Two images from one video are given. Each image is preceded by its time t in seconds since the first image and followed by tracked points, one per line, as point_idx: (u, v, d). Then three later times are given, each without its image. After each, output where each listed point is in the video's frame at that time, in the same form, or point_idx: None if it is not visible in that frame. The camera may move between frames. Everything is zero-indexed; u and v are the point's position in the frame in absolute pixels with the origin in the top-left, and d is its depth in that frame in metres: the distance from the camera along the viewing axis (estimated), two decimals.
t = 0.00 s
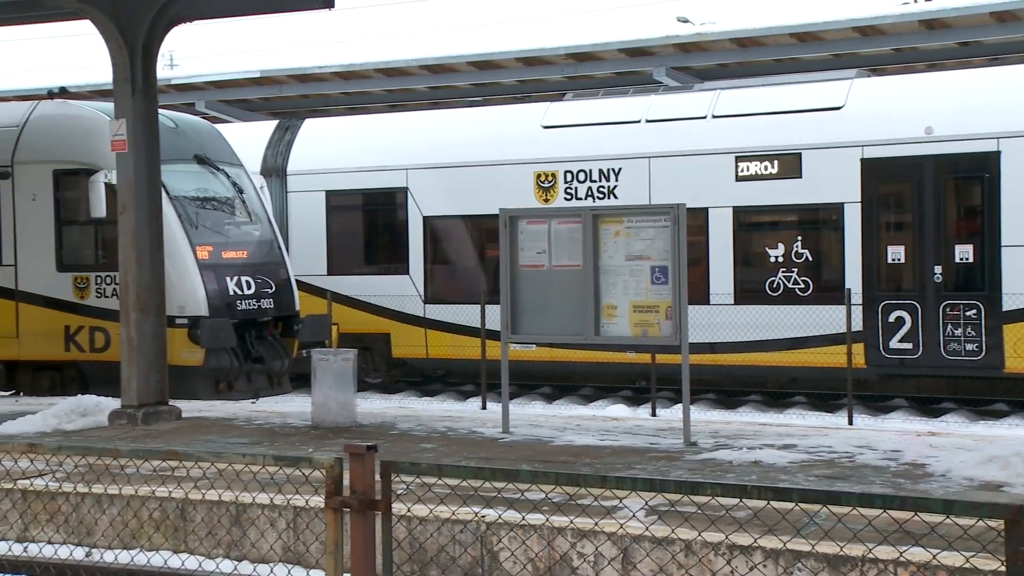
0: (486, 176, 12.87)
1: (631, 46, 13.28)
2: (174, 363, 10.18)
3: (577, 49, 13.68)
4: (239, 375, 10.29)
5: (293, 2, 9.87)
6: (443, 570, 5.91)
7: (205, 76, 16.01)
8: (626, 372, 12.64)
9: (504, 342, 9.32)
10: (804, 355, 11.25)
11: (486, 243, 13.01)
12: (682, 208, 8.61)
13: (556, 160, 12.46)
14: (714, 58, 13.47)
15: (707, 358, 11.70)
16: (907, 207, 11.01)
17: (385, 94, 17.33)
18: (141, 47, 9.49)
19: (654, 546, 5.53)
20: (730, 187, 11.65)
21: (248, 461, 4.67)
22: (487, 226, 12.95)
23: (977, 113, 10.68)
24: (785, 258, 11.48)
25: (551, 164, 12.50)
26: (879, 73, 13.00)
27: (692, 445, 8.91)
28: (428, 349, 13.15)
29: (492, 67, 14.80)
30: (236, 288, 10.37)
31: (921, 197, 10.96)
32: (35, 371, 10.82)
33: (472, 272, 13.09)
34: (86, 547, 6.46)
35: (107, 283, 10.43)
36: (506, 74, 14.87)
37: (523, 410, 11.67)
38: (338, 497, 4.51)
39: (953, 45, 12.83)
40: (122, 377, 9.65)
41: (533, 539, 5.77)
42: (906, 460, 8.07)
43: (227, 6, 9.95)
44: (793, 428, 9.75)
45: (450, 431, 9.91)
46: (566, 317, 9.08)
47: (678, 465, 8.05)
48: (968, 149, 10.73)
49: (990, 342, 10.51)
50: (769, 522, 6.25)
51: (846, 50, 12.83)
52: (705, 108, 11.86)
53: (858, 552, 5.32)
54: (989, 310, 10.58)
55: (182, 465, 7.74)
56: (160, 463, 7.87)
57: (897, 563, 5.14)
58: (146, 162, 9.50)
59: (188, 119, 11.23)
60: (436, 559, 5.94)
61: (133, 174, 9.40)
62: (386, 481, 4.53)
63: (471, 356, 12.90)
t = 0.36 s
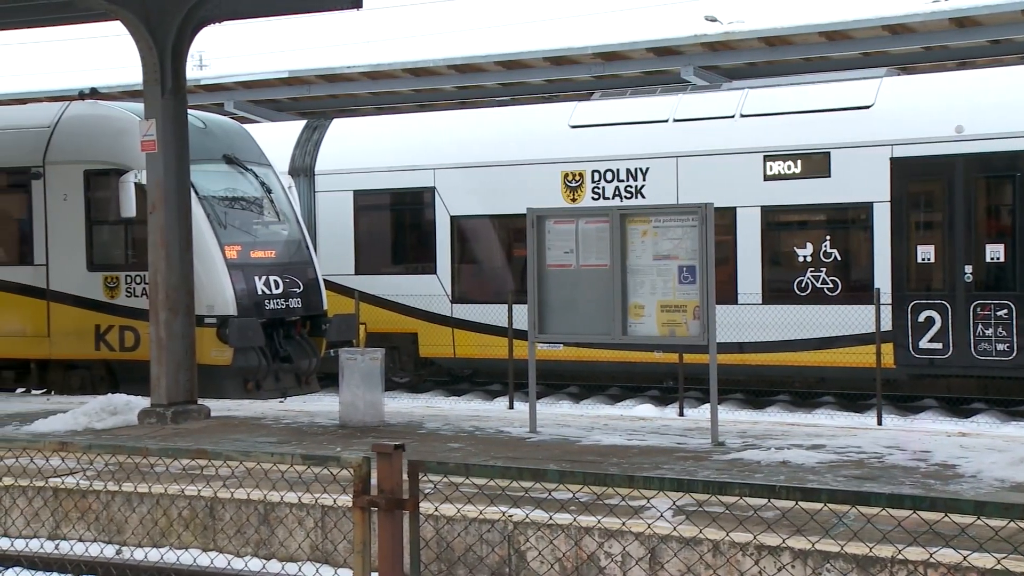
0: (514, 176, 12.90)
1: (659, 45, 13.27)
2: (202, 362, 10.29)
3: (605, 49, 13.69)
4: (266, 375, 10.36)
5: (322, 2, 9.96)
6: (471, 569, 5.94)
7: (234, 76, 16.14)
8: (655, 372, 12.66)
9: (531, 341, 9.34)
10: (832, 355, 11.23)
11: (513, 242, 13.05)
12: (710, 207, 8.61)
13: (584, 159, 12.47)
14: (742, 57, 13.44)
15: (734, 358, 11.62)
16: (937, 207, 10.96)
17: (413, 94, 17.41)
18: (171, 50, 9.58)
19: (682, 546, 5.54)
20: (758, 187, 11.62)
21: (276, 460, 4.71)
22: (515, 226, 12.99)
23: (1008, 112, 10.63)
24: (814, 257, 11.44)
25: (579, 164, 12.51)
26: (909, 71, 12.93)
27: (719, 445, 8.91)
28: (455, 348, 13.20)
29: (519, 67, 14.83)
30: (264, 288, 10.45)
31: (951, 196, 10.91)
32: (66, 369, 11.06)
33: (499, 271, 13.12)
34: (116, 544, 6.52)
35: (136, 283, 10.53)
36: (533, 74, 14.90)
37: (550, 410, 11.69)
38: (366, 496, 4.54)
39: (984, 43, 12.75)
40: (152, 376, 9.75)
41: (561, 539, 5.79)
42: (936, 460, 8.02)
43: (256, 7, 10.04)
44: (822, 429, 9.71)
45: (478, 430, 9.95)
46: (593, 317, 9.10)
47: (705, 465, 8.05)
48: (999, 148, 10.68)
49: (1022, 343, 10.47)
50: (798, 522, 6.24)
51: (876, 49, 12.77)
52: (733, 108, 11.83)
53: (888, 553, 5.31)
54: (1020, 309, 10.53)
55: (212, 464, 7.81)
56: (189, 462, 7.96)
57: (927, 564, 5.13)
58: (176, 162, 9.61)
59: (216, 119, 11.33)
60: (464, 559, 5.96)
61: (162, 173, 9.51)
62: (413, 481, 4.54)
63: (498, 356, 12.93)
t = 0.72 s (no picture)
0: (538, 175, 12.92)
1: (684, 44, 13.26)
2: (228, 362, 10.34)
3: (629, 48, 13.69)
4: (291, 374, 10.46)
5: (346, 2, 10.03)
6: (496, 568, 5.96)
7: (260, 77, 16.25)
8: (680, 372, 12.65)
9: (555, 341, 9.36)
10: (857, 355, 11.19)
11: (537, 242, 13.06)
12: (734, 207, 8.60)
13: (608, 159, 12.47)
14: (767, 56, 13.40)
15: (759, 358, 11.62)
16: (964, 206, 10.91)
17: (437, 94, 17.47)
18: (197, 50, 9.67)
19: (707, 546, 5.53)
20: (783, 186, 11.58)
21: (301, 458, 4.75)
22: (538, 225, 13.00)
23: None
24: (839, 256, 11.39)
25: (603, 163, 12.51)
26: (935, 69, 12.85)
27: (744, 445, 8.90)
28: (479, 348, 13.24)
29: (543, 66, 14.84)
30: (289, 287, 10.52)
31: (978, 195, 10.85)
32: (93, 368, 11.23)
33: (523, 271, 13.16)
34: (144, 542, 6.60)
35: (162, 283, 10.64)
36: (557, 73, 14.91)
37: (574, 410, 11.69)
38: (391, 495, 4.57)
39: (1011, 41, 12.66)
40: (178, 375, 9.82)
41: (585, 539, 5.79)
42: (963, 461, 7.98)
43: (281, 8, 10.11)
44: (847, 429, 9.68)
45: (502, 430, 9.99)
46: (617, 317, 9.10)
47: (730, 465, 8.04)
48: None
49: None
50: (823, 523, 6.23)
51: (902, 47, 12.70)
52: (758, 107, 11.80)
53: (915, 553, 5.30)
54: None
55: (237, 463, 7.87)
56: (214, 460, 8.04)
57: (954, 565, 5.12)
58: (201, 162, 9.69)
59: (240, 119, 11.41)
60: (488, 558, 5.99)
61: (188, 173, 9.58)
62: (437, 480, 4.55)
63: (522, 355, 12.97)
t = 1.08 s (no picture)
0: (564, 175, 12.94)
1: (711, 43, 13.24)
2: (256, 361, 10.47)
3: (656, 47, 13.68)
4: (319, 373, 10.52)
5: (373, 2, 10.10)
6: (523, 567, 6.00)
7: (288, 77, 16.36)
8: (708, 371, 12.68)
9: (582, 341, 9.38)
10: (886, 355, 11.13)
11: (563, 241, 13.09)
12: (762, 206, 8.59)
13: (634, 158, 12.45)
14: (795, 55, 13.36)
15: (787, 357, 11.61)
16: (994, 205, 10.84)
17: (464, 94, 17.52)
18: (226, 50, 9.76)
19: (734, 546, 5.54)
20: (810, 185, 11.55)
21: (329, 457, 4.80)
22: (565, 225, 13.02)
23: None
24: (867, 256, 11.34)
25: (629, 162, 12.50)
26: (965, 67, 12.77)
27: (772, 445, 8.88)
28: (506, 347, 13.27)
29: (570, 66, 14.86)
30: (316, 287, 10.61)
31: (1009, 194, 10.79)
32: (123, 367, 11.38)
33: (549, 271, 13.17)
34: (173, 540, 6.68)
35: (191, 282, 10.75)
36: (584, 73, 14.92)
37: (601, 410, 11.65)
38: (418, 494, 4.61)
39: None
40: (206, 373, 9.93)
41: (612, 538, 5.83)
42: (994, 461, 7.93)
43: (308, 8, 10.20)
44: (876, 429, 9.65)
45: (529, 429, 10.02)
46: (644, 316, 9.11)
47: (757, 465, 8.04)
48: None
49: None
50: (851, 523, 6.22)
51: (931, 45, 12.63)
52: (785, 106, 11.76)
53: (943, 555, 5.29)
54: None
55: (266, 461, 7.95)
56: (243, 459, 8.13)
57: (984, 567, 5.11)
58: (230, 163, 9.78)
59: (269, 119, 11.50)
60: (515, 557, 6.03)
61: (216, 173, 9.68)
62: (464, 479, 4.58)
63: (549, 355, 12.99)
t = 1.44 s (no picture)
0: (592, 175, 12.95)
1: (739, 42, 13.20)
2: (284, 360, 10.54)
3: (683, 46, 13.65)
4: (345, 373, 10.60)
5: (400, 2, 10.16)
6: (551, 567, 6.01)
7: (316, 77, 16.45)
8: (735, 372, 12.66)
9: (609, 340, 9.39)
10: (915, 355, 11.05)
11: (591, 241, 13.12)
12: (790, 205, 8.57)
13: (661, 157, 12.43)
14: (824, 53, 13.29)
15: (815, 358, 11.56)
16: None
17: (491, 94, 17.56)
18: (254, 50, 9.84)
19: (762, 547, 5.54)
20: (839, 184, 11.50)
21: (356, 457, 4.83)
22: (593, 225, 13.04)
23: None
24: (896, 255, 11.28)
25: (656, 162, 12.48)
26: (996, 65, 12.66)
27: (800, 445, 8.86)
28: (533, 347, 13.30)
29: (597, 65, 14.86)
30: (343, 286, 10.68)
31: None
32: (153, 366, 11.42)
33: (577, 270, 13.19)
34: (202, 539, 6.75)
35: (219, 281, 10.84)
36: (611, 72, 14.92)
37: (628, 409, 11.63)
38: (445, 493, 4.62)
39: None
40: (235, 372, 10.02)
41: (638, 538, 5.83)
42: None
43: (336, 8, 10.26)
44: (905, 429, 9.59)
45: (557, 429, 10.03)
46: (671, 316, 9.11)
47: (785, 465, 8.02)
48: None
49: None
50: (880, 525, 6.19)
51: (962, 43, 12.53)
52: (813, 105, 11.72)
53: (974, 557, 5.26)
54: None
55: (294, 460, 8.02)
56: (271, 458, 8.20)
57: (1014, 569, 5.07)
58: (257, 163, 9.86)
59: (297, 120, 11.58)
60: (542, 557, 6.04)
61: (244, 173, 9.76)
62: (491, 479, 4.60)
63: (575, 354, 12.99)
